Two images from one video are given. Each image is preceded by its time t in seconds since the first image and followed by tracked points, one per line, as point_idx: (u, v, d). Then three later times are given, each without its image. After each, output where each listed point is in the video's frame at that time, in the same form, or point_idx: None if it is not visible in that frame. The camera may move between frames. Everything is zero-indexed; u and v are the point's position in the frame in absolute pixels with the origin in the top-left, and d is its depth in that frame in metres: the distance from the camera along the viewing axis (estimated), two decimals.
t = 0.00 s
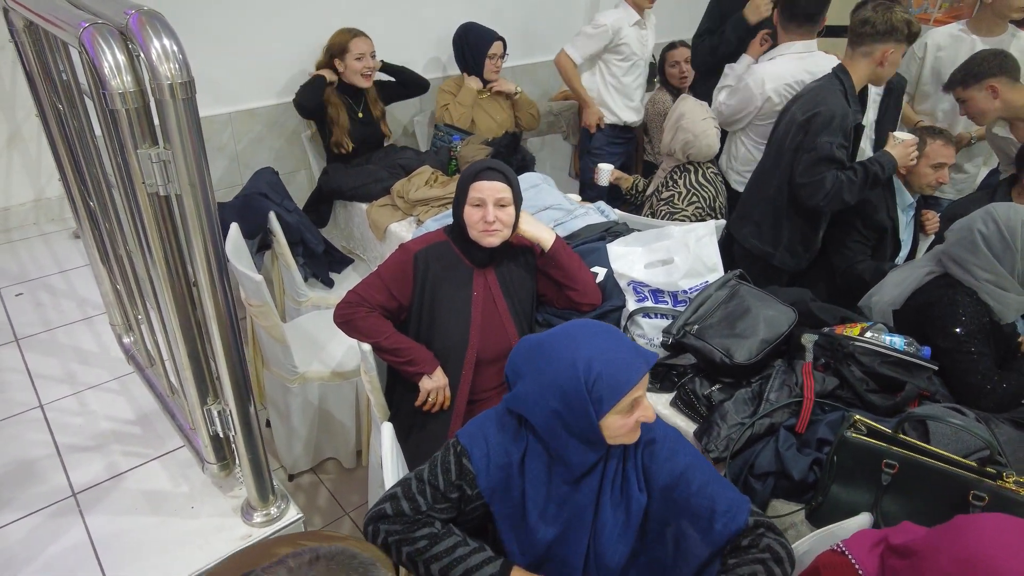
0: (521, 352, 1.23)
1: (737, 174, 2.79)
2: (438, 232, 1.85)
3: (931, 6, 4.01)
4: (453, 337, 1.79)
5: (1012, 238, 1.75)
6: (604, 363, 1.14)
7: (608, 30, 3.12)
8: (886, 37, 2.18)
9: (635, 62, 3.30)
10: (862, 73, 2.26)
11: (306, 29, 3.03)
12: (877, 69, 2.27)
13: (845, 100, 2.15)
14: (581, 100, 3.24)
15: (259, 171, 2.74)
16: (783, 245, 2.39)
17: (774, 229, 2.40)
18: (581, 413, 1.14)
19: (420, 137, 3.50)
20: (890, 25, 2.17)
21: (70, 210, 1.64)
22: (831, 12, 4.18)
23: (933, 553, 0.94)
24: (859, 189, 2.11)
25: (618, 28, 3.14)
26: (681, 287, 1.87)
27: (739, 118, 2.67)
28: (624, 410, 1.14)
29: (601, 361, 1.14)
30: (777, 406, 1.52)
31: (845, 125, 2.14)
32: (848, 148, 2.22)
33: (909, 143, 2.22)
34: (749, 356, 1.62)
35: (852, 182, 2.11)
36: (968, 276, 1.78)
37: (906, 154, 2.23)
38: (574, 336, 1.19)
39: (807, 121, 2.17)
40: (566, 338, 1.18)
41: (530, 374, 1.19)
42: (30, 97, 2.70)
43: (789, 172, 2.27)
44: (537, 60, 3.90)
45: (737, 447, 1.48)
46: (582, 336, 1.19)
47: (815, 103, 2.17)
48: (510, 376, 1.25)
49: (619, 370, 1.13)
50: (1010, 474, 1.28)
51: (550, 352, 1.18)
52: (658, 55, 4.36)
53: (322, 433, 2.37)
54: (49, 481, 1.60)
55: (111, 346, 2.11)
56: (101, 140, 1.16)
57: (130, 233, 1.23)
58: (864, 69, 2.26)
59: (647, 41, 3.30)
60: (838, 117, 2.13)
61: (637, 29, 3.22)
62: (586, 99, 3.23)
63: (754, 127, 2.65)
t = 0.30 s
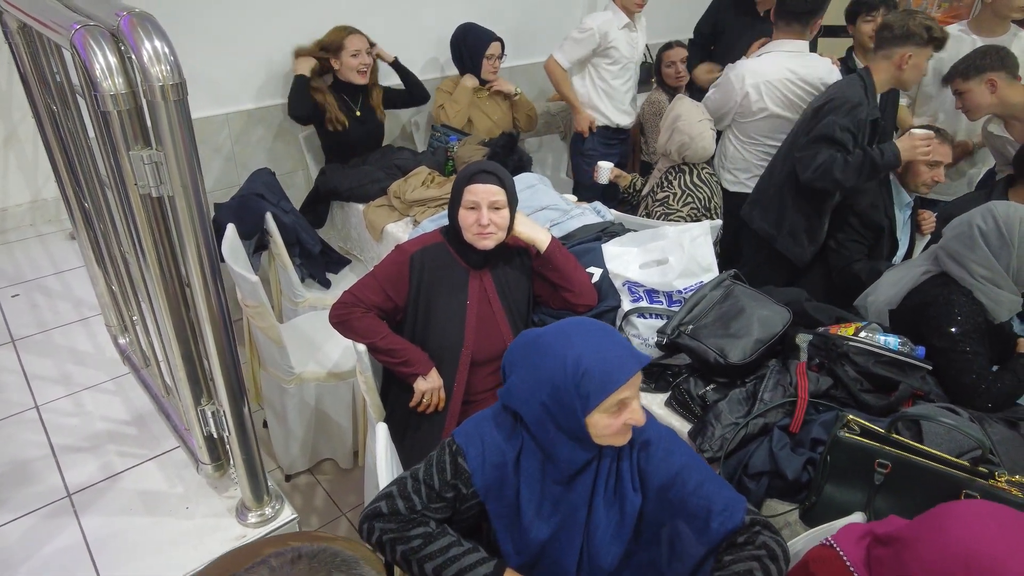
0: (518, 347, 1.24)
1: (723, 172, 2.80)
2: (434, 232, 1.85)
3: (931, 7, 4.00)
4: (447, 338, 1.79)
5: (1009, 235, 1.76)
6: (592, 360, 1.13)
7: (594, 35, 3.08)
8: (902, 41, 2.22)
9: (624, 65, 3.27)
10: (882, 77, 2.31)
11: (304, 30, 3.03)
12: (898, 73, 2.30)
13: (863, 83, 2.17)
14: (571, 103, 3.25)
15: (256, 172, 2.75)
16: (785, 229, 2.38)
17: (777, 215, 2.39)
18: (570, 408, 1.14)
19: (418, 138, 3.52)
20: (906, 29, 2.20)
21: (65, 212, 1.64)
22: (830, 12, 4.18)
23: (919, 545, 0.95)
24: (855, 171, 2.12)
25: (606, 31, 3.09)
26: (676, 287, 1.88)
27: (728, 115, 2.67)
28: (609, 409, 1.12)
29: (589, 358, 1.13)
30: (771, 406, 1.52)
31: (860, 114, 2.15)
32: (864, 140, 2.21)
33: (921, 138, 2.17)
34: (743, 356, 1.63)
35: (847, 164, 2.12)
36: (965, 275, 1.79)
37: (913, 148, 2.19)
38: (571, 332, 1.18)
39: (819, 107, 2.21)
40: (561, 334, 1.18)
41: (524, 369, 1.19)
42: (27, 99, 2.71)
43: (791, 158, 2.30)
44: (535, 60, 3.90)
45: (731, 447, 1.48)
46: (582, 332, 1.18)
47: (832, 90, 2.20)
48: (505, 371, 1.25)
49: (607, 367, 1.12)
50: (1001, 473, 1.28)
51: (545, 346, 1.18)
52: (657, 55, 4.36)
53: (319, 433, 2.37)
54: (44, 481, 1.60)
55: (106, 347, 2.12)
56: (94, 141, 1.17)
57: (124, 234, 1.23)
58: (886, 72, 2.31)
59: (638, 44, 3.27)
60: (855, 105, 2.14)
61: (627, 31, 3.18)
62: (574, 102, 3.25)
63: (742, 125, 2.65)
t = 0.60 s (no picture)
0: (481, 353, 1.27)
1: (710, 172, 2.81)
2: (422, 234, 1.84)
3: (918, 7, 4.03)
4: (431, 340, 1.80)
5: (995, 232, 1.77)
6: (523, 371, 1.15)
7: (579, 40, 3.08)
8: (912, 47, 2.33)
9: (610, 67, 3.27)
10: (894, 82, 2.40)
11: (292, 31, 3.02)
12: (908, 78, 2.39)
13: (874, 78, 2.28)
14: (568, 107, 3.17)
15: (245, 174, 2.73)
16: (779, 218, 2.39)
17: (776, 198, 2.40)
18: (512, 416, 1.19)
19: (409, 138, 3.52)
20: (916, 36, 2.31)
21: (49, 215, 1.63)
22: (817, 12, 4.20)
23: (908, 526, 0.96)
24: (847, 149, 2.16)
25: (591, 36, 3.10)
26: (664, 287, 1.88)
27: (716, 117, 2.69)
28: (544, 420, 1.15)
29: (522, 370, 1.15)
30: (759, 404, 1.53)
31: (867, 106, 2.24)
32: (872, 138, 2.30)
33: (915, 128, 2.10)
34: (731, 355, 1.63)
35: (838, 142, 2.18)
36: (950, 273, 1.80)
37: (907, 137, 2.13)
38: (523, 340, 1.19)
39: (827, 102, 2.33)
40: (508, 342, 1.19)
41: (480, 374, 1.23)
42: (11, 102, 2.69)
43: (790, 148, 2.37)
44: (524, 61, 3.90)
45: (719, 446, 1.49)
46: (532, 338, 1.18)
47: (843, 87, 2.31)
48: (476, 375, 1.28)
49: (536, 381, 1.13)
50: (984, 469, 1.30)
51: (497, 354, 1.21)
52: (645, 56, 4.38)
53: (309, 436, 2.36)
54: (29, 487, 1.59)
55: (92, 352, 2.10)
56: (76, 143, 1.16)
57: (107, 238, 1.22)
58: (897, 77, 2.40)
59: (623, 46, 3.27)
60: (861, 96, 2.24)
61: (612, 34, 3.19)
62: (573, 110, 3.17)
63: (729, 126, 2.66)
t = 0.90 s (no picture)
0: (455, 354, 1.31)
1: (690, 173, 2.82)
2: (401, 235, 1.84)
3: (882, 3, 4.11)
4: (406, 343, 1.81)
5: (960, 222, 1.82)
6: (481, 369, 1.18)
7: (555, 46, 3.08)
8: (890, 49, 2.38)
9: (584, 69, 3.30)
10: (876, 82, 2.44)
11: (265, 35, 3.00)
12: (888, 79, 2.43)
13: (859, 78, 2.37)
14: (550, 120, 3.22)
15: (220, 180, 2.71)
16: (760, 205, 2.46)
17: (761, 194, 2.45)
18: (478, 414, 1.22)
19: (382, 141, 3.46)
20: (893, 38, 2.38)
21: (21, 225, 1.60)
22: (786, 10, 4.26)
23: (891, 495, 1.00)
24: (823, 135, 2.20)
25: (564, 39, 3.11)
26: (642, 283, 1.89)
27: (693, 118, 2.71)
28: (503, 418, 1.16)
29: (480, 368, 1.18)
30: (737, 396, 1.56)
31: (849, 100, 2.30)
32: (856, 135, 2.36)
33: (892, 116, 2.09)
34: (709, 348, 1.66)
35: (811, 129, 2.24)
36: (919, 262, 1.84)
37: (879, 128, 2.12)
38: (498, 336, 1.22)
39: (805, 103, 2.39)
40: (474, 342, 1.23)
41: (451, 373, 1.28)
42: None
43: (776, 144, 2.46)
44: (498, 62, 3.92)
45: (700, 438, 1.52)
46: (497, 338, 1.21)
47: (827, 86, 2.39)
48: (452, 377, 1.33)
49: (493, 380, 1.15)
50: (955, 451, 1.36)
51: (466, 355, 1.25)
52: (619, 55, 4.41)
53: (292, 442, 2.35)
54: (6, 503, 1.56)
55: (68, 363, 2.07)
56: (48, 151, 1.14)
57: (82, 248, 1.21)
58: (879, 80, 2.44)
59: (594, 46, 3.31)
60: (844, 91, 2.31)
61: (584, 35, 3.20)
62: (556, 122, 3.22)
63: (707, 125, 2.69)
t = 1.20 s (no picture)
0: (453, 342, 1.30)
1: (659, 168, 2.84)
2: (374, 238, 1.83)
3: None
4: (385, 344, 1.79)
5: (921, 209, 1.86)
6: (485, 362, 1.19)
7: (522, 47, 3.09)
8: (855, 48, 2.45)
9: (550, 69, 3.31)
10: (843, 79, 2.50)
11: (228, 39, 2.95)
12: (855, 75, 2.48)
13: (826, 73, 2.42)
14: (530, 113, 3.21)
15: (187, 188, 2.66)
16: (731, 198, 2.50)
17: (731, 189, 2.50)
18: (470, 405, 1.23)
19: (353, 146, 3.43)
20: (858, 37, 2.45)
21: None
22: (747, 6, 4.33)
23: (883, 460, 1.08)
24: (790, 127, 2.26)
25: (530, 41, 3.12)
26: (618, 278, 1.92)
27: (661, 113, 2.72)
28: (500, 413, 1.18)
29: (484, 361, 1.19)
30: (715, 386, 1.58)
31: (817, 94, 2.36)
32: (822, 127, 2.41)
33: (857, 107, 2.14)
34: (686, 340, 1.69)
35: (779, 120, 2.30)
36: (885, 248, 1.89)
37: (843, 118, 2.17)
38: (500, 331, 1.23)
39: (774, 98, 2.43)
40: (477, 333, 1.23)
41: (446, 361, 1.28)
42: None
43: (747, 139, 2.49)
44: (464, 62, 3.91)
45: (679, 429, 1.55)
46: (501, 333, 1.22)
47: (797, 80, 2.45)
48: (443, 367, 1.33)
49: (496, 373, 1.17)
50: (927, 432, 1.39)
51: (465, 345, 1.25)
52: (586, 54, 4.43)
53: (270, 452, 2.32)
54: None
55: (34, 381, 2.01)
56: (7, 161, 1.11)
57: (47, 260, 1.17)
58: (846, 78, 2.49)
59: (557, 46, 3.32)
60: (812, 86, 2.36)
61: (547, 36, 3.22)
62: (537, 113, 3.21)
63: (676, 120, 2.71)
